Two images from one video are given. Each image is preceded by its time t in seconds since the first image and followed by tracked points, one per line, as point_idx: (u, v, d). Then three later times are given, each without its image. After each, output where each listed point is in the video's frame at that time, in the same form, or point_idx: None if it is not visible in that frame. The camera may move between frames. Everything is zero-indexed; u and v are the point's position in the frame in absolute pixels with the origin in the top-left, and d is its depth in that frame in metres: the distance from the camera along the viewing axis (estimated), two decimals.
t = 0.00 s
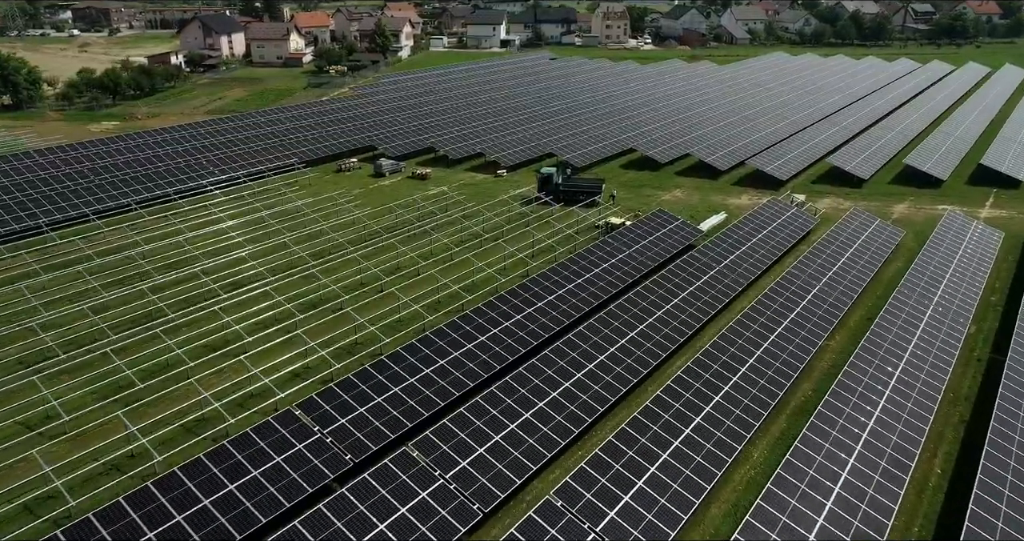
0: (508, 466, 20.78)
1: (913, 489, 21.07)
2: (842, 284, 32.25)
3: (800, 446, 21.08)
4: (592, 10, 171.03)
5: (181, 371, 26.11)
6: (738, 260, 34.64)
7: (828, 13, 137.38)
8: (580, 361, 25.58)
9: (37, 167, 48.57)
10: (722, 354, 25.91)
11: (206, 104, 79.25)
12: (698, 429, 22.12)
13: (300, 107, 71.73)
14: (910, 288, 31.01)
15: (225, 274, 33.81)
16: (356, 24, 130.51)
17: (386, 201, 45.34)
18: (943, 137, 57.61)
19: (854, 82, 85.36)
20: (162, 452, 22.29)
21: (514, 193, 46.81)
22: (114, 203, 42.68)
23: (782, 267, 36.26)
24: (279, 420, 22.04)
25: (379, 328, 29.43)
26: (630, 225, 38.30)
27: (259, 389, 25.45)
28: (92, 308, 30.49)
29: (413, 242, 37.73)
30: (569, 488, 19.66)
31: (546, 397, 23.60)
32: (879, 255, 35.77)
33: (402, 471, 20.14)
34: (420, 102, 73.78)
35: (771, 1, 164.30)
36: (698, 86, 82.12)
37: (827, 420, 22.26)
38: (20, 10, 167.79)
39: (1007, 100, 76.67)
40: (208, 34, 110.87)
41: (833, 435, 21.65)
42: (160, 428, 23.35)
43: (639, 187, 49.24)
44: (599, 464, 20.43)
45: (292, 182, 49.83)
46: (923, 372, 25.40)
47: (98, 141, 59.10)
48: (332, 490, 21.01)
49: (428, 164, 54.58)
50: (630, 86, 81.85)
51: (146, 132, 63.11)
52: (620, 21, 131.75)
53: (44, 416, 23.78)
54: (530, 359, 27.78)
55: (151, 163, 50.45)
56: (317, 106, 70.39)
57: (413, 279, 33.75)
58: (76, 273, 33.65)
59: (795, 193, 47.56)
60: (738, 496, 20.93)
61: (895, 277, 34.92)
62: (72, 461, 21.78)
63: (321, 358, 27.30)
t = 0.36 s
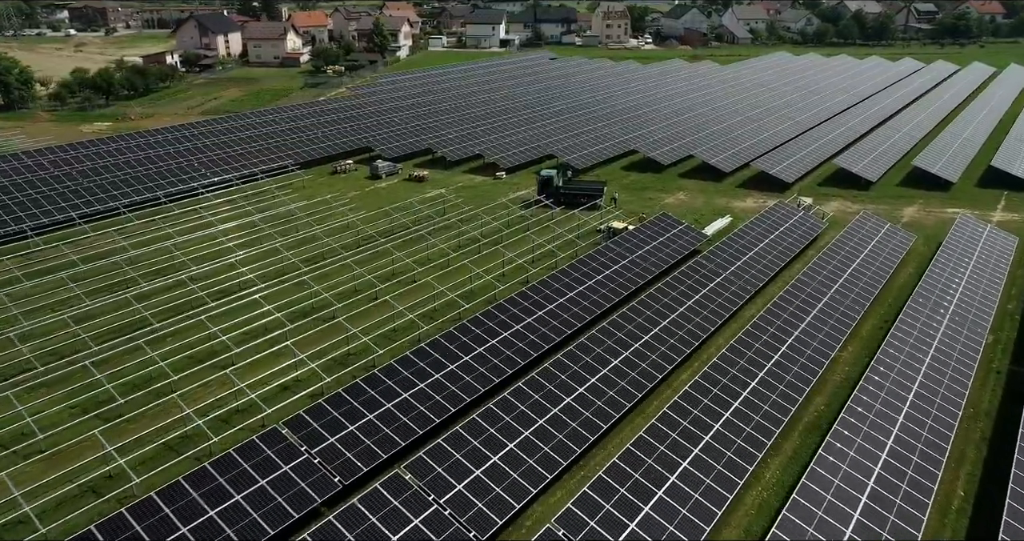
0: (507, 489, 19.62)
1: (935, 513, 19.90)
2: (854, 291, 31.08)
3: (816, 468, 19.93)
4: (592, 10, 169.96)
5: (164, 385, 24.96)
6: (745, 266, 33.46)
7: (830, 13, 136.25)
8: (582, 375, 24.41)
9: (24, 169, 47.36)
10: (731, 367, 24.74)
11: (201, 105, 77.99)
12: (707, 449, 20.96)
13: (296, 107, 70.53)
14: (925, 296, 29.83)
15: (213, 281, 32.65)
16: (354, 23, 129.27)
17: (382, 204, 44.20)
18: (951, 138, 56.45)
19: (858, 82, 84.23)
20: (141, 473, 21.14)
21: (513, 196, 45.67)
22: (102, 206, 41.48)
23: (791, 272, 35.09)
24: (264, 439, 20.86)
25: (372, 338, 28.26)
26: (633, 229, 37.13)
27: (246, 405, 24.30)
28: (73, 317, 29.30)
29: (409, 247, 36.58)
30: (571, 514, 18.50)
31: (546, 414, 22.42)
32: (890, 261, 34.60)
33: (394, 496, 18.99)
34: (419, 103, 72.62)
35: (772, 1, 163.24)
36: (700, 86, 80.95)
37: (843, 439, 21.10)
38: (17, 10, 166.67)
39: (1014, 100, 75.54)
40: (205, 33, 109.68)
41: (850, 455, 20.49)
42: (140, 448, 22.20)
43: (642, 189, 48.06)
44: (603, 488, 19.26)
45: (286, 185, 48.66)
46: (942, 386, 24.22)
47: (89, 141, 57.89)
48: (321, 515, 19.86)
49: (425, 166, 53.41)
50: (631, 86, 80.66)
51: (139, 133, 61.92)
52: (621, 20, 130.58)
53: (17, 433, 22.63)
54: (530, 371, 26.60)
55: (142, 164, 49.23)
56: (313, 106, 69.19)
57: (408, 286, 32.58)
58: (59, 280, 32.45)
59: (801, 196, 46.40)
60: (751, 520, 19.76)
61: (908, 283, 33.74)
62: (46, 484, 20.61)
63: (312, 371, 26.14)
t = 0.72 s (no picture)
0: (505, 515, 18.45)
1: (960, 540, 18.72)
2: (866, 300, 29.93)
3: (833, 492, 18.76)
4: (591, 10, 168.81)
5: (147, 401, 23.82)
6: (753, 272, 32.32)
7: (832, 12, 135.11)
8: (584, 390, 23.27)
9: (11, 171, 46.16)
10: (740, 381, 23.60)
11: (195, 105, 76.79)
12: (717, 471, 19.79)
13: (292, 107, 69.40)
14: (941, 305, 28.65)
15: (201, 288, 31.48)
16: (353, 22, 128.17)
17: (377, 208, 43.06)
18: (960, 139, 55.32)
19: (862, 82, 83.12)
20: (118, 496, 20.01)
21: (512, 199, 44.51)
22: (89, 210, 40.28)
23: (800, 279, 33.90)
24: (247, 461, 19.63)
25: (365, 350, 27.12)
26: (636, 234, 35.98)
27: (231, 422, 23.18)
28: (54, 327, 28.12)
29: (404, 253, 35.38)
30: None
31: (547, 432, 21.28)
32: (902, 267, 33.45)
33: (384, 524, 17.83)
34: (417, 103, 71.51)
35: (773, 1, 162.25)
36: (702, 86, 79.86)
37: (862, 460, 19.91)
38: (13, 10, 165.63)
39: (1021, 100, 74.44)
40: (201, 33, 108.52)
41: (869, 478, 19.32)
42: (118, 468, 21.08)
43: (644, 192, 46.93)
44: (607, 515, 18.10)
45: (280, 187, 47.51)
46: (963, 401, 23.06)
47: (80, 143, 56.73)
48: None
49: (422, 167, 52.23)
50: (632, 86, 79.54)
51: (131, 133, 60.74)
52: (621, 20, 129.47)
53: None
54: (530, 385, 25.45)
55: (133, 165, 48.02)
56: (309, 106, 67.98)
57: (404, 294, 31.43)
58: (41, 288, 31.27)
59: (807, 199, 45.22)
60: None
61: (921, 290, 32.58)
62: (17, 508, 19.45)
63: (301, 385, 25.00)
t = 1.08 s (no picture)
0: None
1: None
2: (879, 309, 28.76)
3: (853, 520, 17.59)
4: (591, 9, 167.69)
5: (126, 419, 22.62)
6: (761, 279, 31.14)
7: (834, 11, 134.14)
8: (587, 407, 22.09)
9: None
10: (751, 398, 22.43)
11: (189, 105, 75.55)
12: (729, 497, 18.63)
13: (287, 107, 68.22)
14: (959, 314, 27.47)
15: (187, 297, 30.26)
16: (351, 22, 127.01)
17: (372, 211, 41.88)
18: (969, 141, 54.19)
19: (866, 82, 82.08)
20: (91, 523, 18.81)
21: (512, 203, 43.35)
22: (74, 214, 38.98)
23: (809, 287, 32.71)
24: (228, 484, 18.46)
25: (357, 363, 25.93)
26: (640, 239, 34.77)
27: (215, 441, 22.00)
28: (31, 339, 26.90)
29: (400, 260, 34.20)
30: None
31: (548, 453, 20.12)
32: (916, 274, 32.29)
33: None
34: (415, 103, 70.37)
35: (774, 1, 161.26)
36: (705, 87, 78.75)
37: (883, 485, 18.74)
38: (10, 10, 164.52)
39: None
40: (196, 32, 107.33)
41: (891, 504, 18.14)
42: (93, 492, 19.89)
43: (647, 195, 45.76)
44: None
45: (273, 190, 46.29)
46: (986, 418, 21.88)
47: (69, 144, 55.49)
48: None
49: (420, 170, 51.05)
50: (634, 86, 78.41)
51: (122, 134, 59.49)
52: (621, 19, 128.51)
53: None
54: (530, 400, 24.27)
55: (122, 167, 46.79)
56: (305, 107, 66.79)
57: (398, 302, 30.23)
58: (21, 297, 30.02)
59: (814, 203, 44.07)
60: None
61: (936, 298, 31.40)
62: None
63: (290, 401, 23.82)
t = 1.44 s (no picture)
0: None
1: None
2: (894, 319, 27.58)
3: None
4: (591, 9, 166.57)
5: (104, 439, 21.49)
6: (770, 287, 29.97)
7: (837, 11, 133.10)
8: (590, 426, 20.94)
9: None
10: (763, 415, 21.30)
11: (184, 106, 74.35)
12: (743, 526, 17.52)
13: (283, 108, 67.07)
14: (979, 325, 26.30)
15: (172, 306, 29.10)
16: (349, 21, 125.87)
17: (368, 215, 40.75)
18: (978, 142, 53.07)
19: (871, 82, 81.01)
20: None
21: (511, 206, 42.20)
22: (59, 219, 37.75)
23: (819, 294, 31.52)
24: (208, 512, 17.34)
25: (349, 377, 24.79)
26: (644, 244, 33.62)
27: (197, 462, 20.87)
28: (8, 352, 25.73)
29: (395, 266, 33.05)
30: None
31: (550, 477, 18.99)
32: (930, 281, 31.12)
33: None
34: (413, 104, 69.25)
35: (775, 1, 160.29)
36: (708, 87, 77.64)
37: (906, 512, 17.62)
38: (6, 9, 163.46)
39: None
40: (193, 32, 106.17)
41: (916, 535, 17.03)
42: (66, 519, 18.74)
43: (650, 198, 44.62)
44: None
45: (266, 193, 45.14)
46: (1011, 439, 20.77)
47: (59, 145, 54.29)
48: None
49: (417, 172, 49.87)
50: (635, 86, 77.31)
51: (113, 136, 58.29)
52: (622, 19, 127.48)
53: None
54: (530, 417, 23.10)
55: (112, 169, 45.60)
56: (300, 107, 65.58)
57: (393, 312, 29.06)
58: None
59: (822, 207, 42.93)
60: None
61: (952, 307, 30.25)
62: None
63: (277, 418, 22.68)
